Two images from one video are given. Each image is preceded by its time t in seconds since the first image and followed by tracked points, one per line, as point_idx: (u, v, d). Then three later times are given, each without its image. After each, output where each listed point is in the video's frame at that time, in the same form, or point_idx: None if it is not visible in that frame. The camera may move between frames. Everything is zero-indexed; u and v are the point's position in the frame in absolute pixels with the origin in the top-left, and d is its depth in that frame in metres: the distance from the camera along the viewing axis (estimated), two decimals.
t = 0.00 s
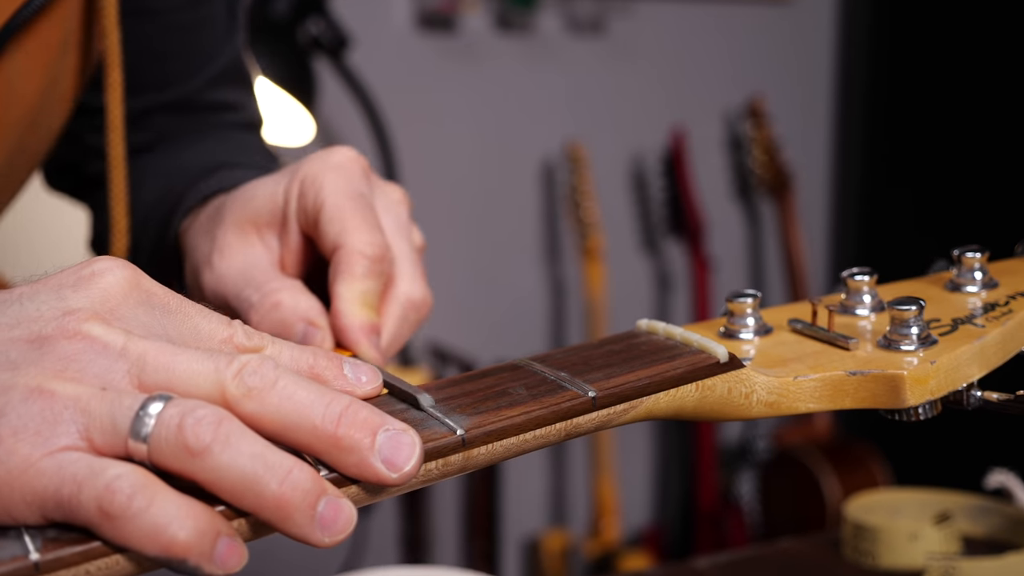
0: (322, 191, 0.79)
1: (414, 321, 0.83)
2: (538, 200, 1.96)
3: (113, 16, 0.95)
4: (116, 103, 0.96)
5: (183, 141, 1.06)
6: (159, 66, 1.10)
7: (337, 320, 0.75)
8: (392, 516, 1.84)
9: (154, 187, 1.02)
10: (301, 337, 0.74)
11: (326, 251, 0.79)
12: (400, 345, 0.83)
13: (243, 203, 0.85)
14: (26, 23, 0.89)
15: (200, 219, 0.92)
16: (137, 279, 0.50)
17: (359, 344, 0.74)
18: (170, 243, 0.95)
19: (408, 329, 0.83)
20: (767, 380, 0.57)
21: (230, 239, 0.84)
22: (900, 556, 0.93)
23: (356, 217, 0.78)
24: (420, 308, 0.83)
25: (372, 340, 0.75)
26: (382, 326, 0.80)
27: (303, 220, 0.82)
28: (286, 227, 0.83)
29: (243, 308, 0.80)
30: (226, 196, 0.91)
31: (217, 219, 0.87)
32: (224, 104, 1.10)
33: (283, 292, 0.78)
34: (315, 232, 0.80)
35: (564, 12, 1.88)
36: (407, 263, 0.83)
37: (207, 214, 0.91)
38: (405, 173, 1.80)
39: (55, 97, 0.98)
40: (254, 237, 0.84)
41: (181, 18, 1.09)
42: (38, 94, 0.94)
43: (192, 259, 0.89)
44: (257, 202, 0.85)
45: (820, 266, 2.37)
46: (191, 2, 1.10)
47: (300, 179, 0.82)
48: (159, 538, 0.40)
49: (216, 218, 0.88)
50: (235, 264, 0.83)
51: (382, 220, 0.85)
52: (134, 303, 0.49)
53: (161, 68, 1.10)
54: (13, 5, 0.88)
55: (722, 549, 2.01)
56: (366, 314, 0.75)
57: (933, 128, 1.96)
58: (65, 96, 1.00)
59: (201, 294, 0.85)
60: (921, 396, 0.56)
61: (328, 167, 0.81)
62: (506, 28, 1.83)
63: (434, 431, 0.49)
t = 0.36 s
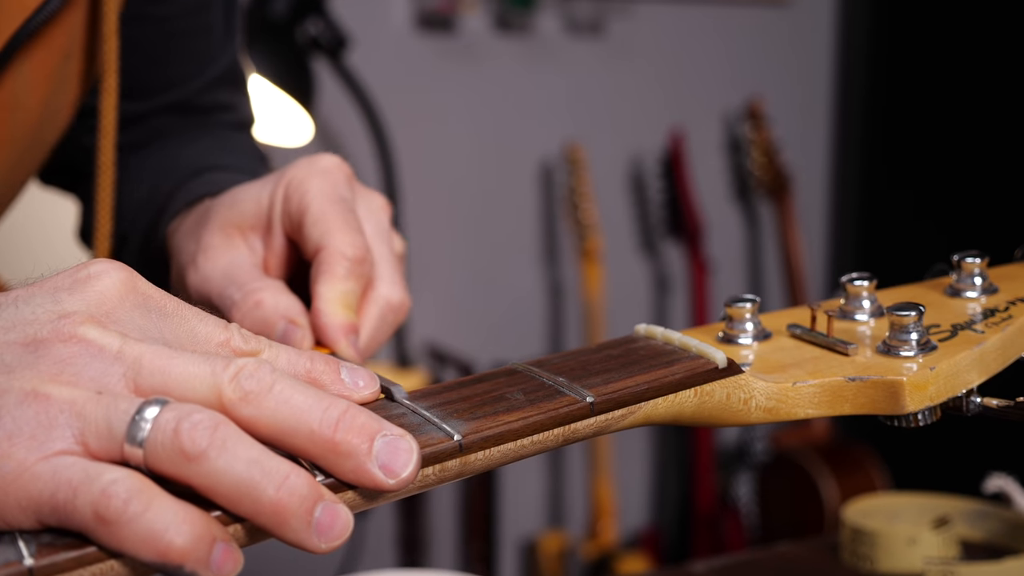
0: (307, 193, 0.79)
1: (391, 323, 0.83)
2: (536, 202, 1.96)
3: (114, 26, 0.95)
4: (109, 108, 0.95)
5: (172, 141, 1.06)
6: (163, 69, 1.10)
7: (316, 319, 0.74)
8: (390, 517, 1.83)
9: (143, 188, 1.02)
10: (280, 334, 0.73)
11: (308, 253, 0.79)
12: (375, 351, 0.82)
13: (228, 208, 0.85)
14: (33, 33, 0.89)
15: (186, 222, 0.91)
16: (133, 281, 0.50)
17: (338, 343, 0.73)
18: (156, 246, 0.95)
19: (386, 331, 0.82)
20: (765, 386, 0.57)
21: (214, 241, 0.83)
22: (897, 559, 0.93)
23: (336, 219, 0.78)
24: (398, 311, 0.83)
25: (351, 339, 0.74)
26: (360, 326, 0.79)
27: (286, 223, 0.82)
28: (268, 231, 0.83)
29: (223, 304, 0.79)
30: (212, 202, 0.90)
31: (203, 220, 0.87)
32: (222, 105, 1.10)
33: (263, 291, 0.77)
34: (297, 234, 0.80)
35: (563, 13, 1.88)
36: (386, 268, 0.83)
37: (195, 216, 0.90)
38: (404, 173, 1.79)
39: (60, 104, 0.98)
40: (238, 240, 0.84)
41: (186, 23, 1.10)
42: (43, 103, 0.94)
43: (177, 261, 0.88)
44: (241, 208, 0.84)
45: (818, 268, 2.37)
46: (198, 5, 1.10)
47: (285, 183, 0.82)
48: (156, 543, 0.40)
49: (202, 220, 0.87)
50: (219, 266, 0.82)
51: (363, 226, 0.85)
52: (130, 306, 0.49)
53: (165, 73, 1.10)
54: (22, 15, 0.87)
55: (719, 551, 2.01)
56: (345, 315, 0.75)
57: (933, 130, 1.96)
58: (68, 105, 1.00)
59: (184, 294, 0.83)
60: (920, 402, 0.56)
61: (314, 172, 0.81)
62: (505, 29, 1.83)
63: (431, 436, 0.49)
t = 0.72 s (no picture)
0: (297, 191, 0.79)
1: (383, 318, 0.83)
2: (536, 202, 1.95)
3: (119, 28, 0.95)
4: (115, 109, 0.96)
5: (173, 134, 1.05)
6: (161, 67, 1.09)
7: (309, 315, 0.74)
8: (390, 518, 1.83)
9: (137, 177, 1.02)
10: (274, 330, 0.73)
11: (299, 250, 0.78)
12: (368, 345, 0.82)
13: (220, 205, 0.85)
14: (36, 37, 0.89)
15: (179, 216, 0.92)
16: (134, 281, 0.50)
17: (330, 338, 0.73)
18: (150, 240, 0.95)
19: (377, 325, 0.82)
20: (768, 386, 0.57)
21: (206, 238, 0.84)
22: (899, 560, 0.92)
23: (327, 215, 0.77)
24: (390, 305, 0.83)
25: (342, 334, 0.74)
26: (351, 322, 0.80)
27: (276, 219, 0.81)
28: (259, 227, 0.83)
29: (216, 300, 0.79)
30: (204, 197, 0.91)
31: (195, 216, 0.87)
32: (217, 101, 1.11)
33: (256, 288, 0.77)
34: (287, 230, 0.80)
35: (563, 14, 1.88)
36: (376, 262, 0.83)
37: (185, 212, 0.91)
38: (404, 173, 1.79)
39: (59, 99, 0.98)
40: (230, 238, 0.84)
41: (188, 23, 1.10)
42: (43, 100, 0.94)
43: (170, 256, 0.89)
44: (232, 205, 0.84)
45: (818, 269, 2.37)
46: (197, 4, 1.10)
47: (276, 180, 0.82)
48: (156, 544, 0.40)
49: (194, 217, 0.88)
50: (211, 261, 0.82)
51: (354, 221, 0.84)
52: (131, 306, 0.49)
53: (164, 71, 1.10)
54: (26, 17, 0.87)
55: (720, 552, 2.01)
56: (337, 311, 0.74)
57: (934, 130, 1.96)
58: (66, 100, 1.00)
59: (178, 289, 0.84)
60: (923, 403, 0.56)
61: (305, 169, 0.81)
62: (505, 29, 1.82)
63: (433, 436, 0.49)
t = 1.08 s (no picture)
0: (301, 189, 0.79)
1: (387, 316, 0.83)
2: (537, 201, 1.95)
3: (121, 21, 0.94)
4: (119, 107, 0.95)
5: (169, 138, 1.05)
6: (163, 65, 1.09)
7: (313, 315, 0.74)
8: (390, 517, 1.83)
9: (139, 177, 1.02)
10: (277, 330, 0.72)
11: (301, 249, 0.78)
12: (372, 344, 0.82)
13: (223, 204, 0.85)
14: (39, 34, 0.88)
15: (180, 215, 0.91)
16: (138, 277, 0.49)
17: (333, 337, 0.74)
18: (151, 239, 0.94)
19: (382, 324, 0.83)
20: (773, 384, 0.56)
21: (208, 236, 0.83)
22: (901, 558, 0.92)
23: (330, 215, 0.77)
24: (393, 304, 0.83)
25: (346, 333, 0.74)
26: (356, 320, 0.80)
27: (280, 218, 0.81)
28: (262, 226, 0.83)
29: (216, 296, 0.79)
30: (206, 195, 0.90)
31: (196, 216, 0.87)
32: (219, 100, 1.10)
33: (259, 286, 0.76)
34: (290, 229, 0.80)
35: (564, 12, 1.88)
36: (380, 261, 0.83)
37: (186, 212, 0.90)
38: (405, 172, 1.79)
39: (60, 93, 0.98)
40: (233, 236, 0.84)
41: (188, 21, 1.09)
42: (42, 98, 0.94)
43: (171, 254, 0.88)
44: (235, 203, 0.84)
45: (819, 268, 2.37)
46: (198, 3, 1.10)
47: (278, 179, 0.81)
48: (160, 541, 0.40)
49: (196, 215, 0.87)
50: (214, 261, 0.82)
51: (355, 221, 0.84)
52: (134, 302, 0.49)
53: (164, 70, 1.09)
54: (29, 16, 0.86)
55: (720, 552, 2.00)
56: (340, 309, 0.75)
57: (935, 130, 1.96)
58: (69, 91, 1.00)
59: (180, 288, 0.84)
60: (928, 401, 0.56)
61: (307, 167, 0.80)
62: (506, 28, 1.82)
63: (438, 433, 0.48)
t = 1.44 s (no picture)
0: (307, 188, 0.78)
1: (396, 317, 0.83)
2: (535, 201, 1.95)
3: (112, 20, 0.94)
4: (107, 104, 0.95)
5: (169, 141, 1.05)
6: (160, 68, 1.09)
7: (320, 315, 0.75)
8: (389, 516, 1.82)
9: (138, 182, 1.02)
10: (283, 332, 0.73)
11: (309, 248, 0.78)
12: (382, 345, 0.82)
13: (227, 201, 0.85)
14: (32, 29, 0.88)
15: (185, 214, 0.91)
16: (128, 270, 0.49)
17: (341, 339, 0.74)
18: (153, 241, 0.95)
19: (391, 326, 0.83)
20: (768, 383, 0.56)
21: (213, 234, 0.83)
22: (899, 558, 0.92)
23: (337, 212, 0.77)
24: (402, 306, 0.83)
25: (354, 335, 0.74)
26: (363, 324, 0.80)
27: (286, 217, 0.81)
28: (269, 225, 0.83)
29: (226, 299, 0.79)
30: (210, 195, 0.90)
31: (201, 215, 0.87)
32: (217, 103, 1.10)
33: (264, 286, 0.77)
34: (299, 228, 0.79)
35: (562, 12, 1.88)
36: (389, 262, 0.83)
37: (191, 210, 0.90)
38: (402, 171, 1.79)
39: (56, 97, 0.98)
40: (238, 234, 0.84)
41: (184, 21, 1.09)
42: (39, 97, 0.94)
43: (175, 253, 0.88)
44: (240, 201, 0.84)
45: (817, 267, 2.37)
46: (192, 3, 1.10)
47: (286, 176, 0.81)
48: (155, 542, 0.40)
49: (200, 214, 0.87)
50: (218, 260, 0.82)
51: (364, 220, 0.84)
52: (126, 299, 0.48)
53: (161, 72, 1.09)
54: (23, 11, 0.87)
55: (718, 552, 2.00)
56: (348, 311, 0.75)
57: (933, 129, 1.95)
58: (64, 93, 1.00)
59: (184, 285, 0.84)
60: (924, 399, 0.56)
61: (313, 165, 0.80)
62: (504, 28, 1.82)
63: (433, 433, 0.48)
